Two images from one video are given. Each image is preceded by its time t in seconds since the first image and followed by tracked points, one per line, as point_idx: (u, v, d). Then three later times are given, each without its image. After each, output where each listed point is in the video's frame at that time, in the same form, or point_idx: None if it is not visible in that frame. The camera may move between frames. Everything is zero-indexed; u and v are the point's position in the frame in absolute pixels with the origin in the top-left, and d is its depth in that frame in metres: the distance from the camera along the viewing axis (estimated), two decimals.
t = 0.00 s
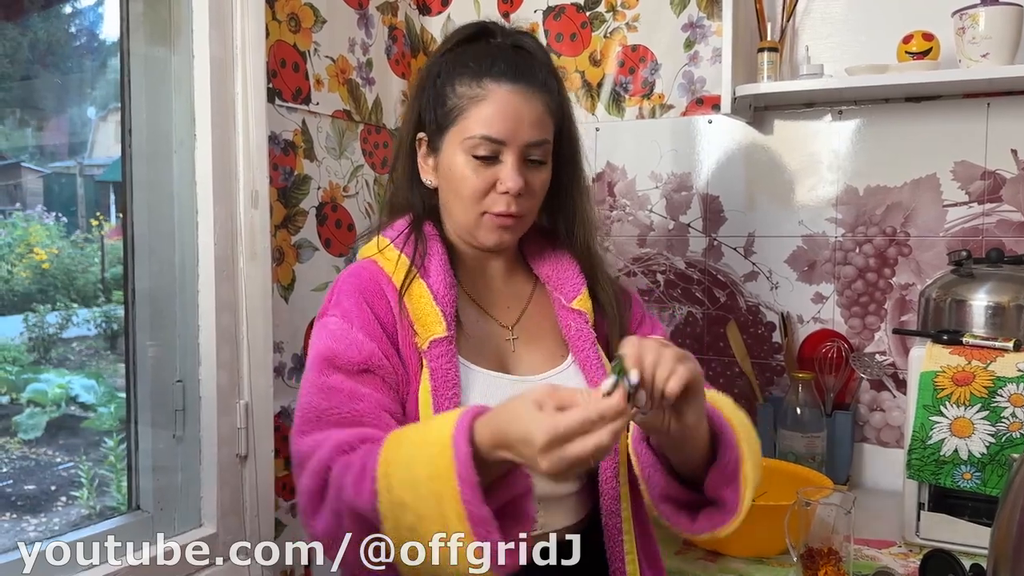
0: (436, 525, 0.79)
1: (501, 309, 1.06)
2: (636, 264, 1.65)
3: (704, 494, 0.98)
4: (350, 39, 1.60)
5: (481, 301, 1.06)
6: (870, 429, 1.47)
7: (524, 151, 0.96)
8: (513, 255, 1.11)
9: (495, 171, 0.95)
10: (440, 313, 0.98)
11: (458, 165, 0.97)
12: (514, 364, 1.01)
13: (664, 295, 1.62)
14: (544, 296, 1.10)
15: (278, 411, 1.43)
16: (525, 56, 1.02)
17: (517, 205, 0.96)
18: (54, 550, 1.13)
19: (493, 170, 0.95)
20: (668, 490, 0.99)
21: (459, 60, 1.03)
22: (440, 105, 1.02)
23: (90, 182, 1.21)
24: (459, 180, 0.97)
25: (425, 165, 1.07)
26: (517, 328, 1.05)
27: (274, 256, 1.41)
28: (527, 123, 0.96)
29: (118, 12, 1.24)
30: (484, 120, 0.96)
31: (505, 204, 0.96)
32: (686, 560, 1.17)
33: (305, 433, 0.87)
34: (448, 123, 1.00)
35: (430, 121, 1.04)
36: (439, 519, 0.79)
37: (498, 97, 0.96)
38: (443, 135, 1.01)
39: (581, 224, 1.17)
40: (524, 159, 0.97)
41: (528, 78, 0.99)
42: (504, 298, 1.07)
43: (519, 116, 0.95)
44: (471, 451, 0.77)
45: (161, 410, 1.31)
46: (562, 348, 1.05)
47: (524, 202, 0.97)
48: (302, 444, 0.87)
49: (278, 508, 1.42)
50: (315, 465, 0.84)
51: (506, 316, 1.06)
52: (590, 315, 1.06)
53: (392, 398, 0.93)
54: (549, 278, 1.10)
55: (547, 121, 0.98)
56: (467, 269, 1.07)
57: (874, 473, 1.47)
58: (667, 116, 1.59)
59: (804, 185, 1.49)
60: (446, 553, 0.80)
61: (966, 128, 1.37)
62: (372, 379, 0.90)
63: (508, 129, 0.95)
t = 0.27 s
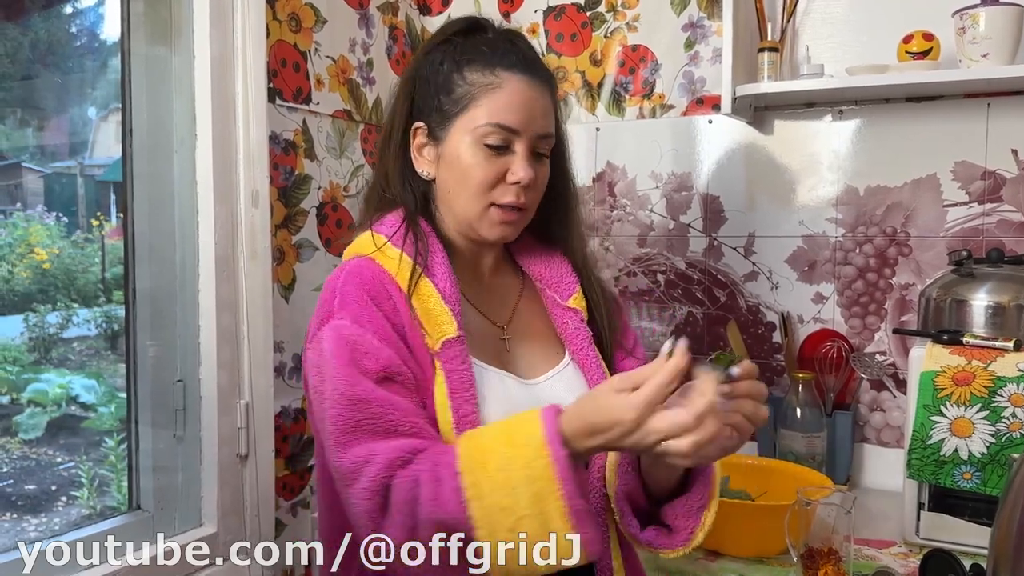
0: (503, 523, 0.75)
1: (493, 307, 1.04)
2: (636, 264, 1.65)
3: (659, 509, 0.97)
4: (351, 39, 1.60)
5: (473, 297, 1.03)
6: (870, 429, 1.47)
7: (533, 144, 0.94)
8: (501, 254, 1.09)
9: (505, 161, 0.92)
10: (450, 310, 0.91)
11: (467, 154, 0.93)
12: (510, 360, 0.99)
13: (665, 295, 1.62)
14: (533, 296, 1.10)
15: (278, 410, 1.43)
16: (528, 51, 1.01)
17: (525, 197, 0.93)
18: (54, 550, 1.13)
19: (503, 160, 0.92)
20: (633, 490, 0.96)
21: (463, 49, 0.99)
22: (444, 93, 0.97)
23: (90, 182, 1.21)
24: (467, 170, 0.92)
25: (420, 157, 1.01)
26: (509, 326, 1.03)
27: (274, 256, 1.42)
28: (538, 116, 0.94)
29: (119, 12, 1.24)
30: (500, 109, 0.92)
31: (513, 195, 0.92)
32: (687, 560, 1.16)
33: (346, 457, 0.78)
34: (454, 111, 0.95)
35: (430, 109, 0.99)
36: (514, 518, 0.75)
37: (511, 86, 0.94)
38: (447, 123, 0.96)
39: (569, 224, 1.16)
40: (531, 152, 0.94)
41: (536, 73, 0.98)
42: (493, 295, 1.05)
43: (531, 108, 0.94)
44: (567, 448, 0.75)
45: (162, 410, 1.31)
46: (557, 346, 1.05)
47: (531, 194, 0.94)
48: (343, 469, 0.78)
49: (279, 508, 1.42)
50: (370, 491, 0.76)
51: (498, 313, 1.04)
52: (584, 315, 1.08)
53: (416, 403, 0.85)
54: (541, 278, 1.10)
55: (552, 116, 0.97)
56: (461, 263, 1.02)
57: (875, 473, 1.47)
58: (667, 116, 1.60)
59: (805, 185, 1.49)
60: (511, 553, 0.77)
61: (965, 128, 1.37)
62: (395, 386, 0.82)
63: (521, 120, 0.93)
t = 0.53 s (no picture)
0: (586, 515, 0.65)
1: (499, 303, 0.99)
2: (636, 264, 1.65)
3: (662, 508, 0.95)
4: (351, 39, 1.60)
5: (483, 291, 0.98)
6: (871, 429, 1.47)
7: (546, 140, 0.91)
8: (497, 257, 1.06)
9: (525, 155, 0.87)
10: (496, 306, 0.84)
11: (485, 146, 0.87)
12: (534, 357, 0.95)
13: (665, 295, 1.63)
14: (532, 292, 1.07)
15: (279, 410, 1.43)
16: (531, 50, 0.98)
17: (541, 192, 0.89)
18: (54, 550, 1.13)
19: (523, 153, 0.87)
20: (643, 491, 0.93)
21: (471, 44, 0.94)
22: (457, 85, 0.91)
23: (91, 182, 1.21)
24: (486, 162, 0.87)
25: (426, 150, 0.92)
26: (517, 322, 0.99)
27: (275, 256, 1.41)
28: (553, 113, 0.91)
29: (119, 12, 1.24)
30: (518, 102, 0.87)
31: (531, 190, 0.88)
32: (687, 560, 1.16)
33: (431, 460, 0.66)
34: (466, 104, 0.89)
35: (439, 101, 0.92)
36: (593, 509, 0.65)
37: (529, 80, 0.89)
38: (461, 115, 0.89)
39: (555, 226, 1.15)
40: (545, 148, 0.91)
41: (546, 69, 0.94)
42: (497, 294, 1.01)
43: (548, 103, 0.90)
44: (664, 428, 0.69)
45: (162, 410, 1.31)
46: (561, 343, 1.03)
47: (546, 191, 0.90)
48: (425, 473, 0.66)
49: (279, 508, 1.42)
50: (468, 492, 0.65)
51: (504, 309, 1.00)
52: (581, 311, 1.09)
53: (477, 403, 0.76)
54: (541, 273, 1.08)
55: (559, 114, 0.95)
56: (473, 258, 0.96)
57: (875, 473, 1.47)
58: (668, 116, 1.60)
59: (805, 185, 1.49)
60: (548, 552, 0.65)
61: (965, 128, 1.37)
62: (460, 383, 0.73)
63: (540, 115, 0.89)
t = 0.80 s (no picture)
0: (596, 518, 0.67)
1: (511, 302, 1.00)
2: (636, 264, 1.65)
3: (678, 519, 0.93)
4: (351, 40, 1.60)
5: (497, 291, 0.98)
6: (870, 429, 1.48)
7: (556, 137, 0.92)
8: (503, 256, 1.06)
9: (536, 154, 0.89)
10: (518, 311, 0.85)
11: (499, 147, 0.87)
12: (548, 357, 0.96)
13: (665, 296, 1.63)
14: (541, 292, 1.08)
15: (279, 411, 1.43)
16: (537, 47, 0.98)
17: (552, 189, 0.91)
18: (53, 550, 1.13)
19: (535, 152, 0.88)
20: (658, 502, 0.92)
21: (477, 43, 0.94)
22: (467, 85, 0.91)
23: (91, 183, 1.21)
24: (500, 163, 0.87)
25: (436, 150, 0.91)
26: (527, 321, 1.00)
27: (274, 256, 1.41)
28: (561, 109, 0.92)
29: (119, 13, 1.25)
30: (530, 101, 0.88)
31: (544, 187, 0.90)
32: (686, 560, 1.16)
33: (447, 468, 0.68)
34: (477, 104, 0.89)
35: (449, 101, 0.91)
36: (605, 516, 0.67)
37: (539, 78, 0.90)
38: (473, 116, 0.89)
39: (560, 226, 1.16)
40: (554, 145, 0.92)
41: (550, 68, 0.94)
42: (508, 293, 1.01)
43: (557, 100, 0.91)
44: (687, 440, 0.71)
45: (162, 411, 1.31)
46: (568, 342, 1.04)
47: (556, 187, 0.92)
48: (441, 484, 0.68)
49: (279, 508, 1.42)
50: (483, 503, 0.67)
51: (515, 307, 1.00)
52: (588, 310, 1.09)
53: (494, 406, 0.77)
54: (550, 272, 1.08)
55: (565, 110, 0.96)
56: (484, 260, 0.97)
57: (875, 474, 1.48)
58: (667, 117, 1.60)
59: (805, 186, 1.49)
60: (548, 552, 0.66)
61: (965, 129, 1.37)
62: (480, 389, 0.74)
63: (550, 113, 0.90)
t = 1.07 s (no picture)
0: (538, 521, 0.72)
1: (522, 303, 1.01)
2: (635, 264, 1.65)
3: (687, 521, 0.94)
4: (350, 40, 1.60)
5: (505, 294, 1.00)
6: (870, 429, 1.48)
7: (552, 133, 0.92)
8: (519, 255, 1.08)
9: (528, 151, 0.89)
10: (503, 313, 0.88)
11: (489, 149, 0.89)
12: (555, 361, 0.96)
13: (664, 296, 1.62)
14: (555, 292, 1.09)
15: (278, 411, 1.43)
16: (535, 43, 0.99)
17: (553, 185, 0.90)
18: (54, 550, 1.13)
19: (526, 150, 0.89)
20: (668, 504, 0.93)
21: (471, 44, 0.96)
22: (459, 89, 0.93)
23: (90, 183, 1.21)
24: (491, 164, 0.89)
25: (437, 157, 0.95)
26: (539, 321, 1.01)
27: (273, 257, 1.41)
28: (556, 103, 0.92)
29: (118, 13, 1.25)
30: (518, 100, 0.89)
31: (542, 183, 0.89)
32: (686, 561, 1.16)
33: (397, 461, 0.74)
34: (470, 107, 0.91)
35: (445, 107, 0.94)
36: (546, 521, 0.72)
37: (528, 76, 0.91)
38: (465, 120, 0.92)
39: (570, 225, 1.16)
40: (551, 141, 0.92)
41: (548, 65, 0.95)
42: (518, 294, 1.02)
43: (549, 96, 0.91)
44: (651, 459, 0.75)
45: (161, 411, 1.31)
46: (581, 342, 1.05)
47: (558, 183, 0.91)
48: (392, 475, 0.74)
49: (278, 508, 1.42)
50: (427, 497, 0.73)
51: (527, 308, 1.02)
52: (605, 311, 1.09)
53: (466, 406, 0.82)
54: (564, 273, 1.09)
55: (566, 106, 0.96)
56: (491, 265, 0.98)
57: (874, 473, 1.47)
58: (666, 117, 1.60)
59: (805, 186, 1.49)
60: (547, 552, 0.72)
61: (964, 128, 1.37)
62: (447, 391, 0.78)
63: (541, 110, 0.90)
